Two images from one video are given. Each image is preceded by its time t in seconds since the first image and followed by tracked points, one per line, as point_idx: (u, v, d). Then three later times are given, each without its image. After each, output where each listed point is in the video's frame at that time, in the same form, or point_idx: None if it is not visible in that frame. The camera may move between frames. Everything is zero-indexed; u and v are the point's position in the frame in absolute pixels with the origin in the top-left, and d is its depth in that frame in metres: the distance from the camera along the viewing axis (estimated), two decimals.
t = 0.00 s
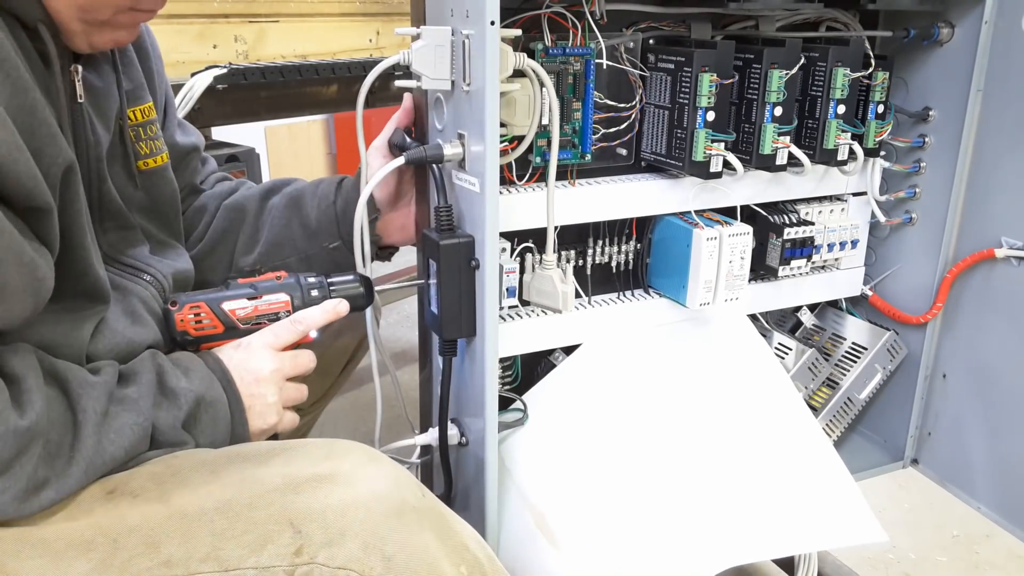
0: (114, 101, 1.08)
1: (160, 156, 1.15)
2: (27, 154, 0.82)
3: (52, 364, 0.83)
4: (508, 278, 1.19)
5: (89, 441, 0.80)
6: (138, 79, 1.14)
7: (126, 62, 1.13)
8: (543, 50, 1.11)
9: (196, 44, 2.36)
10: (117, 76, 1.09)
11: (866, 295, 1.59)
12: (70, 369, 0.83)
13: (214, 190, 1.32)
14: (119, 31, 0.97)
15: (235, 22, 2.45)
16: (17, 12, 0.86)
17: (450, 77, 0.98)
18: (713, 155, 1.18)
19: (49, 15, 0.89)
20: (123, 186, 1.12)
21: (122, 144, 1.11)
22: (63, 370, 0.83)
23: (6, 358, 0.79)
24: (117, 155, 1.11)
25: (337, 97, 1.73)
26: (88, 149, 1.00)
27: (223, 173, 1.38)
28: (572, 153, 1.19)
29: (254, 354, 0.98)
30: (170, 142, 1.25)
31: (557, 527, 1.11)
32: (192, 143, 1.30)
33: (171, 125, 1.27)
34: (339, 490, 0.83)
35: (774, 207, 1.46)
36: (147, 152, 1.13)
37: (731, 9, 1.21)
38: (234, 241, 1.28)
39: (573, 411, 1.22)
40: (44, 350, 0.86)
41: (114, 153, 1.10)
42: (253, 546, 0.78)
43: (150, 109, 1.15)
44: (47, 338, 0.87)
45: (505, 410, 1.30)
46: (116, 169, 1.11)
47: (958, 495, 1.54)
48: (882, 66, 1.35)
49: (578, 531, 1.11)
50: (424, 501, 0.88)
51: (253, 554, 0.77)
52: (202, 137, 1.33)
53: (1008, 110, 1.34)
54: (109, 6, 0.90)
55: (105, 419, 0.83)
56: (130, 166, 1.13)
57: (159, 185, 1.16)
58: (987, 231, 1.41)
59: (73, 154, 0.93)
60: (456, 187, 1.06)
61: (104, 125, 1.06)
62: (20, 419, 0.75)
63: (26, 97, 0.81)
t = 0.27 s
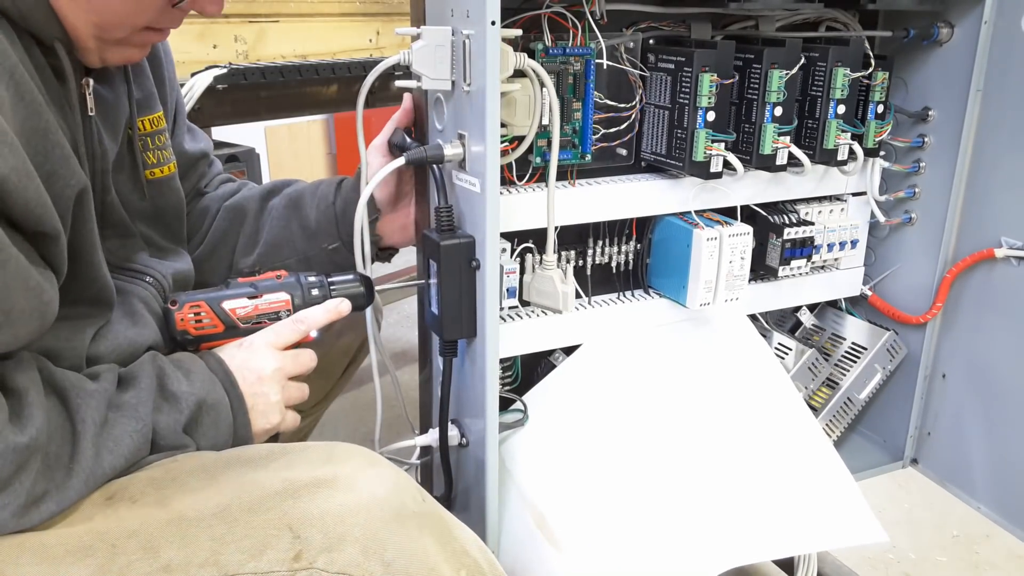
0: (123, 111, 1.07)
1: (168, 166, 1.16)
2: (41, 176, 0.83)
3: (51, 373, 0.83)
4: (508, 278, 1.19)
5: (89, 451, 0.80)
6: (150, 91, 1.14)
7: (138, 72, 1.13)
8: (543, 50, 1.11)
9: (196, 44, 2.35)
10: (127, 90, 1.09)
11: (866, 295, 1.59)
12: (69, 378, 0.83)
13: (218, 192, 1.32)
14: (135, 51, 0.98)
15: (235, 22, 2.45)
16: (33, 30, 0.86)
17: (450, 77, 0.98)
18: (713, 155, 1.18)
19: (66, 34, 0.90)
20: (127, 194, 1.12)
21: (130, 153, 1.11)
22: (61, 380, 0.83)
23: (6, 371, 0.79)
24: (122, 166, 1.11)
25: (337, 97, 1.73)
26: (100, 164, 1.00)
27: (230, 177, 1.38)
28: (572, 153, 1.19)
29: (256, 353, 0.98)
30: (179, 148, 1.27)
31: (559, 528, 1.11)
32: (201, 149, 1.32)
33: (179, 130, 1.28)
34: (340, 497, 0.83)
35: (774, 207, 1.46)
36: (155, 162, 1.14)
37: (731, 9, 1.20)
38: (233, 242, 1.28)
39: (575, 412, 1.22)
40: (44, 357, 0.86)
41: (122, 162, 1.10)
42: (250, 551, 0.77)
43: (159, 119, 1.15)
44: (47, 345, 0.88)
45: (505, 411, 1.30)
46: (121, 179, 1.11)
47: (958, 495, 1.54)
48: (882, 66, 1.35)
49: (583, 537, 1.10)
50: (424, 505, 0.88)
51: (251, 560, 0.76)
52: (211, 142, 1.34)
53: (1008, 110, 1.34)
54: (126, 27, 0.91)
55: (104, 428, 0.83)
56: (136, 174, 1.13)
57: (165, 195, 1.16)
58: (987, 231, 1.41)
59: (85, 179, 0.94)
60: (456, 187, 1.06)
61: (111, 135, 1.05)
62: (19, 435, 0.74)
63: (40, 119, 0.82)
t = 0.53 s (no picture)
0: (122, 110, 1.07)
1: (166, 166, 1.16)
2: (40, 180, 0.83)
3: (51, 377, 0.83)
4: (508, 278, 1.19)
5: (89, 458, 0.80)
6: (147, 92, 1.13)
7: (136, 72, 1.13)
8: (543, 50, 1.11)
9: (196, 44, 2.34)
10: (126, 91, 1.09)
11: (866, 295, 1.59)
12: (70, 382, 0.83)
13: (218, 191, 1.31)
14: (130, 53, 0.98)
15: (235, 22, 2.45)
16: (33, 33, 0.86)
17: (451, 77, 0.97)
18: (713, 155, 1.19)
19: (65, 36, 0.90)
20: (127, 195, 1.13)
21: (129, 153, 1.11)
22: (61, 384, 0.82)
23: (6, 378, 0.78)
24: (121, 167, 1.11)
25: (337, 97, 1.73)
26: (99, 165, 1.00)
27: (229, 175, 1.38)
28: (572, 153, 1.19)
29: (258, 355, 0.98)
30: (178, 148, 1.27)
31: (561, 529, 1.11)
32: (201, 149, 1.32)
33: (178, 129, 1.28)
34: (339, 499, 0.83)
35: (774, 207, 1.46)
36: (154, 162, 1.14)
37: (731, 9, 1.20)
38: (232, 241, 1.28)
39: (575, 412, 1.22)
40: (45, 360, 0.86)
41: (121, 162, 1.11)
42: (249, 559, 0.78)
43: (158, 119, 1.15)
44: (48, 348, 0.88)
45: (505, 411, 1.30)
46: (120, 179, 1.11)
47: (958, 495, 1.54)
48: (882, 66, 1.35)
49: (585, 537, 1.10)
50: (424, 513, 0.88)
51: (251, 567, 0.77)
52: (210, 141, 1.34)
53: (1007, 111, 1.34)
54: (126, 26, 0.92)
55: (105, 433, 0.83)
56: (136, 174, 1.13)
57: (165, 195, 1.16)
58: (987, 231, 1.41)
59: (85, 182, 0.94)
60: (456, 187, 1.06)
61: (110, 135, 1.05)
62: (18, 442, 0.74)
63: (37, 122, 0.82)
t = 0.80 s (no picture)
0: (127, 111, 1.07)
1: (169, 166, 1.16)
2: (42, 180, 0.83)
3: (54, 380, 0.83)
4: (508, 278, 1.19)
5: (91, 460, 0.80)
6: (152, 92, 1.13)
7: (142, 73, 1.13)
8: (543, 50, 1.11)
9: (196, 44, 2.34)
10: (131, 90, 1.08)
11: (866, 295, 1.59)
12: (73, 385, 0.83)
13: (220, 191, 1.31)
14: (133, 60, 0.98)
15: (235, 22, 2.45)
16: (36, 34, 0.86)
17: (451, 76, 0.98)
18: (713, 155, 1.19)
19: (69, 40, 0.90)
20: (131, 194, 1.13)
21: (133, 152, 1.11)
22: (64, 386, 0.82)
23: (11, 381, 0.79)
24: (126, 167, 1.11)
25: (336, 97, 1.73)
26: (103, 165, 1.00)
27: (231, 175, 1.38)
28: (573, 153, 1.19)
29: (260, 358, 0.98)
30: (181, 149, 1.27)
31: (562, 529, 1.11)
32: (203, 150, 1.32)
33: (181, 130, 1.28)
34: (339, 500, 0.83)
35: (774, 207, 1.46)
36: (158, 163, 1.14)
37: (731, 9, 1.20)
38: (233, 241, 1.28)
39: (576, 412, 1.22)
40: (49, 361, 0.86)
41: (125, 161, 1.11)
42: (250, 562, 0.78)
43: (163, 120, 1.15)
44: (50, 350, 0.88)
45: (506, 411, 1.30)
46: (124, 179, 1.11)
47: (959, 495, 1.54)
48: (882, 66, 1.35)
49: (585, 537, 1.10)
50: (425, 517, 0.88)
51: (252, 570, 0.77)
52: (212, 141, 1.34)
53: (1007, 111, 1.34)
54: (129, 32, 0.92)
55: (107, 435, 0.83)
56: (140, 174, 1.13)
57: (168, 195, 1.16)
58: (987, 231, 1.41)
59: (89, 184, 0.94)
60: (456, 187, 1.06)
61: (114, 135, 1.05)
62: (21, 445, 0.74)
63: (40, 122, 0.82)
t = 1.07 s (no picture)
0: (128, 114, 1.07)
1: (169, 171, 1.16)
2: (44, 182, 0.83)
3: (54, 381, 0.83)
4: (508, 278, 1.19)
5: (91, 462, 0.80)
6: (154, 96, 1.14)
7: (142, 75, 1.13)
8: (543, 50, 1.11)
9: (196, 44, 2.34)
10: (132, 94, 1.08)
11: (866, 295, 1.59)
12: (73, 386, 0.83)
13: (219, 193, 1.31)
14: (133, 60, 0.98)
15: (235, 22, 2.45)
16: (38, 35, 0.86)
17: (451, 76, 0.98)
18: (713, 155, 1.19)
19: (70, 40, 0.90)
20: (130, 198, 1.13)
21: (133, 156, 1.12)
22: (63, 388, 0.83)
23: (11, 381, 0.79)
24: (126, 170, 1.11)
25: (336, 97, 1.73)
26: (103, 169, 1.01)
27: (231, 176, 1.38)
28: (573, 153, 1.19)
29: (261, 359, 0.98)
30: (182, 152, 1.28)
31: (563, 531, 1.11)
32: (204, 152, 1.32)
33: (182, 133, 1.28)
34: (340, 501, 0.83)
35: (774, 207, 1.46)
36: (158, 166, 1.14)
37: (731, 9, 1.20)
38: (232, 242, 1.28)
39: (577, 413, 1.21)
40: (48, 363, 0.86)
41: (126, 164, 1.11)
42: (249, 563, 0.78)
43: (163, 124, 1.15)
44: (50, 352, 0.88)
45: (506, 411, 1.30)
46: (123, 183, 1.11)
47: (959, 495, 1.54)
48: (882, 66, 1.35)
49: (586, 540, 1.10)
50: (425, 518, 0.88)
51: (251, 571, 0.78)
52: (213, 143, 1.34)
53: (1007, 111, 1.34)
54: (130, 33, 0.92)
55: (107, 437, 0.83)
56: (140, 178, 1.13)
57: (168, 199, 1.16)
58: (987, 231, 1.41)
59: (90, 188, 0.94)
60: (456, 187, 1.06)
61: (115, 138, 1.05)
62: (21, 446, 0.74)
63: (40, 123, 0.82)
